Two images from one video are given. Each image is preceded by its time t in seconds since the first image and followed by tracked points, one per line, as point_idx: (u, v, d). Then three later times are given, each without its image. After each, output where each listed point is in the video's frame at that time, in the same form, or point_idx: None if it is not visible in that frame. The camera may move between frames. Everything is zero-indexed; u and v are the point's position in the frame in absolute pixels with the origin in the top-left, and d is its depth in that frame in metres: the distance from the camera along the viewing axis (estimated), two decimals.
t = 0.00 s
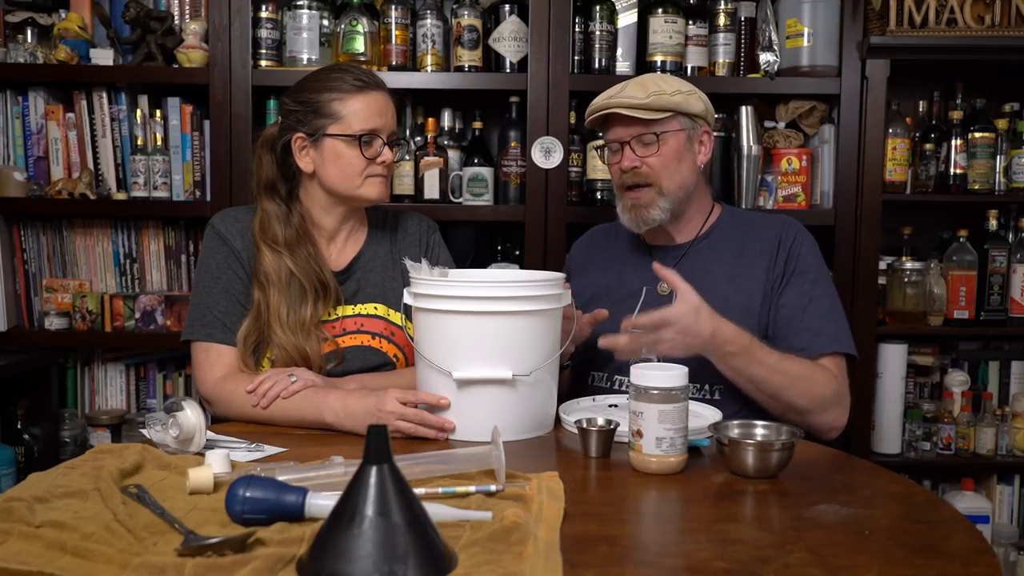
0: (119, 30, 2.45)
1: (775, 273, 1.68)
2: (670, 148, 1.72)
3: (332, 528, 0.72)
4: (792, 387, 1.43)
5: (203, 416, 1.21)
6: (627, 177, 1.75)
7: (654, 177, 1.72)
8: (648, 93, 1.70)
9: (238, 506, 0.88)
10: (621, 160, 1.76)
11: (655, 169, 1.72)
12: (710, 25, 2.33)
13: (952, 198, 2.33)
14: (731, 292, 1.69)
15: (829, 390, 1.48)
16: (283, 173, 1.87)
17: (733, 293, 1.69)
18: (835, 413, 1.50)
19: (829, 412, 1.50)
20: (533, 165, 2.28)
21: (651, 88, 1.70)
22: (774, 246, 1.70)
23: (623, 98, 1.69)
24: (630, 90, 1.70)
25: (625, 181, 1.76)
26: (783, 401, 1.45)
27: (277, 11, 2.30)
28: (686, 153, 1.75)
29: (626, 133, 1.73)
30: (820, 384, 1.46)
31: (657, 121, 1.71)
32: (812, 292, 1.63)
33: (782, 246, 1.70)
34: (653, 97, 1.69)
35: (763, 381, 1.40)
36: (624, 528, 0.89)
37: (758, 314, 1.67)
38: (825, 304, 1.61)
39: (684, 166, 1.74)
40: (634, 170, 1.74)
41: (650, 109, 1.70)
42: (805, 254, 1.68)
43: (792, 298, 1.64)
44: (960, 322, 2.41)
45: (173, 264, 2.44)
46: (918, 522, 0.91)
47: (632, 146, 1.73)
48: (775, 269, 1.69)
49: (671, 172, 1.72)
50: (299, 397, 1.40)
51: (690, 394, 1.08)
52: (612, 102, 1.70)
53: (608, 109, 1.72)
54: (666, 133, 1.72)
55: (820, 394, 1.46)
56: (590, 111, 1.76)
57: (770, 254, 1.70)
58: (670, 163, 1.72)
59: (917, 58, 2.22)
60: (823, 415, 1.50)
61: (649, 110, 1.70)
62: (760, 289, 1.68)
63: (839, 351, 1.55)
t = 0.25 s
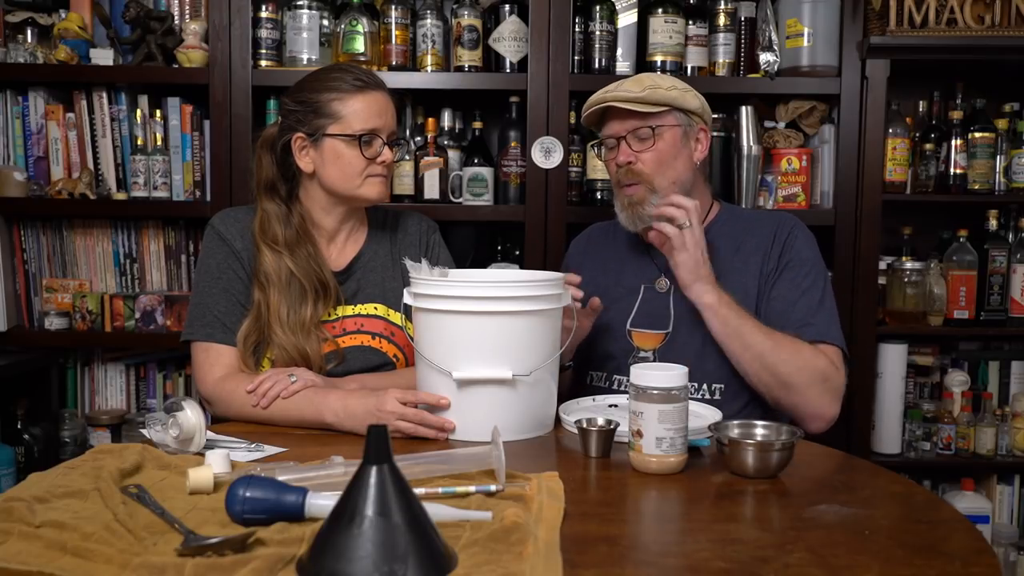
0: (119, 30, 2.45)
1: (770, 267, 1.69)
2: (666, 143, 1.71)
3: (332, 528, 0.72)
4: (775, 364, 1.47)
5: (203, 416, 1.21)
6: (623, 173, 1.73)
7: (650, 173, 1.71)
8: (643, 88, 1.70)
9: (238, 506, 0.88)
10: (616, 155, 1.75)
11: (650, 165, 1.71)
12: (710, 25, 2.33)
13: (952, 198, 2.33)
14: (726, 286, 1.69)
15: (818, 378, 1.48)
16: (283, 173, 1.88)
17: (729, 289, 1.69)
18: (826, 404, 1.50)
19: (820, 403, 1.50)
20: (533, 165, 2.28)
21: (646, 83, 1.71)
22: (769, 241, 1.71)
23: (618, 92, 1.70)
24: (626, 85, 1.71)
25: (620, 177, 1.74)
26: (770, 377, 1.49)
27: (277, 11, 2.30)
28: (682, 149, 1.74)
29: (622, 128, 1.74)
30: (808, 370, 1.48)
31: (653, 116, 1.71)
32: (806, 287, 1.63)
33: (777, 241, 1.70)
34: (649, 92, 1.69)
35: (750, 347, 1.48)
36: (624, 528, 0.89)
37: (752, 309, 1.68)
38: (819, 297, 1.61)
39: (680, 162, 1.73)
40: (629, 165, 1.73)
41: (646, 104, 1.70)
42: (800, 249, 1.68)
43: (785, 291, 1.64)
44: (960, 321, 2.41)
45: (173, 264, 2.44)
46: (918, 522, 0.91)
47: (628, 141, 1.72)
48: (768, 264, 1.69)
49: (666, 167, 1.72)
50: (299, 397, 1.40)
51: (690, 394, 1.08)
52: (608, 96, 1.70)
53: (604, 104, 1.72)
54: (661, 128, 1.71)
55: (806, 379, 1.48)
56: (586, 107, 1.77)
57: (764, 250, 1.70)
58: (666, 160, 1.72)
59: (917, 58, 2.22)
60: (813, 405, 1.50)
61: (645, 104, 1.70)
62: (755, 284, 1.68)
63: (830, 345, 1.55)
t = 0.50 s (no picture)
0: (119, 30, 2.45)
1: (768, 270, 1.68)
2: (670, 148, 1.72)
3: (332, 528, 0.72)
4: (771, 379, 1.44)
5: (203, 416, 1.21)
6: (629, 179, 1.73)
7: (657, 179, 1.71)
8: (645, 92, 1.69)
9: (238, 506, 0.88)
10: (620, 162, 1.75)
11: (656, 170, 1.72)
12: (710, 25, 2.33)
13: (952, 198, 2.32)
14: (725, 289, 1.69)
15: (818, 386, 1.46)
16: (283, 173, 1.87)
17: (727, 292, 1.69)
18: (826, 413, 1.48)
19: (822, 411, 1.48)
20: (533, 165, 2.28)
21: (648, 87, 1.70)
22: (768, 243, 1.70)
23: (622, 98, 1.68)
24: (628, 90, 1.69)
25: (626, 184, 1.74)
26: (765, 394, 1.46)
27: (277, 11, 2.30)
28: (683, 152, 1.75)
29: (626, 134, 1.72)
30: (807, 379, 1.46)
31: (655, 121, 1.70)
32: (804, 290, 1.62)
33: (776, 244, 1.70)
34: (653, 96, 1.68)
35: (742, 370, 1.42)
36: (624, 528, 0.89)
37: (751, 312, 1.68)
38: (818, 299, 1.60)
39: (682, 166, 1.75)
40: (634, 171, 1.73)
41: (650, 108, 1.69)
42: (799, 252, 1.68)
43: (784, 294, 1.64)
44: (960, 321, 2.41)
45: (173, 264, 2.44)
46: (918, 522, 0.91)
47: (632, 147, 1.73)
48: (768, 267, 1.69)
49: (672, 172, 1.72)
50: (299, 397, 1.40)
51: (690, 394, 1.08)
52: (612, 102, 1.69)
53: (608, 111, 1.70)
54: (664, 132, 1.71)
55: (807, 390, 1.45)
56: (587, 114, 1.74)
57: (763, 252, 1.70)
58: (670, 164, 1.72)
59: (917, 58, 2.22)
60: (815, 414, 1.48)
61: (648, 109, 1.69)
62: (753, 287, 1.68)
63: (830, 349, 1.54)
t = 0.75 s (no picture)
0: (119, 30, 2.45)
1: (767, 269, 1.69)
2: (687, 140, 1.74)
3: (332, 528, 0.72)
4: (783, 369, 1.44)
5: (203, 416, 1.21)
6: (642, 162, 1.73)
7: (671, 165, 1.73)
8: (675, 80, 1.70)
9: (238, 506, 0.88)
10: (636, 143, 1.74)
11: (672, 157, 1.73)
12: (710, 25, 2.33)
13: (952, 198, 2.32)
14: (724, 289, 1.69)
15: (826, 381, 1.46)
16: (283, 173, 1.87)
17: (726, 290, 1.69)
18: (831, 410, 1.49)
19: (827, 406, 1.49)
20: (533, 165, 2.28)
21: (676, 76, 1.71)
22: (765, 241, 1.71)
23: (653, 80, 1.68)
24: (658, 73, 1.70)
25: (638, 165, 1.74)
26: (780, 384, 1.46)
27: (277, 11, 2.30)
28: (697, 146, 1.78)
29: (647, 117, 1.72)
30: (815, 371, 1.46)
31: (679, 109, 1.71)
32: (804, 285, 1.63)
33: (773, 241, 1.70)
34: (683, 84, 1.70)
35: (757, 357, 1.44)
36: (624, 528, 0.89)
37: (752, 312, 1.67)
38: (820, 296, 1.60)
39: (693, 160, 1.77)
40: (650, 155, 1.73)
41: (677, 95, 1.70)
42: (795, 248, 1.69)
43: (785, 292, 1.64)
44: (960, 321, 2.41)
45: (173, 264, 2.44)
46: (918, 522, 0.91)
47: (652, 131, 1.72)
48: (766, 266, 1.69)
49: (685, 163, 1.74)
50: (299, 397, 1.40)
51: (690, 394, 1.08)
52: (642, 83, 1.68)
53: (635, 89, 1.70)
54: (685, 122, 1.73)
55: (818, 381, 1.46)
56: (609, 91, 1.73)
57: (760, 250, 1.70)
58: (684, 155, 1.74)
59: (917, 58, 2.22)
60: (822, 407, 1.49)
61: (675, 95, 1.70)
62: (752, 285, 1.68)
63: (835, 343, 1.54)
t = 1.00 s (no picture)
0: (119, 30, 2.45)
1: (765, 275, 1.68)
2: (684, 137, 1.76)
3: (332, 528, 0.72)
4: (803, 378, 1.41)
5: (203, 416, 1.21)
6: (635, 151, 1.77)
7: (663, 159, 1.74)
8: (682, 77, 1.74)
9: (238, 506, 0.88)
10: (633, 134, 1.78)
11: (666, 152, 1.75)
12: (710, 25, 2.33)
13: (952, 198, 2.32)
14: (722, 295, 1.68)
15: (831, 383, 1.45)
16: (283, 174, 1.87)
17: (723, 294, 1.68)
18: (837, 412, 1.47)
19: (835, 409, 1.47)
20: (533, 165, 2.28)
21: (684, 75, 1.75)
22: (764, 247, 1.70)
23: (658, 73, 1.72)
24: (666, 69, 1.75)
25: (631, 155, 1.77)
26: (795, 396, 1.44)
27: (277, 11, 2.30)
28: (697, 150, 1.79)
29: (648, 109, 1.76)
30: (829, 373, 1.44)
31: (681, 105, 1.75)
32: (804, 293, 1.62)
33: (772, 247, 1.70)
34: (688, 81, 1.74)
35: (776, 371, 1.39)
36: (624, 528, 0.89)
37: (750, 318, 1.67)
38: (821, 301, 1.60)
39: (691, 162, 1.77)
40: (645, 146, 1.77)
41: (681, 91, 1.74)
42: (795, 255, 1.68)
43: (784, 298, 1.63)
44: (960, 321, 2.41)
45: (173, 264, 2.44)
46: (918, 522, 0.91)
47: (650, 122, 1.76)
48: (764, 272, 1.68)
49: (679, 162, 1.75)
50: (299, 397, 1.40)
51: (690, 394, 1.08)
52: (647, 74, 1.72)
53: (639, 80, 1.74)
54: (685, 120, 1.76)
55: (831, 388, 1.45)
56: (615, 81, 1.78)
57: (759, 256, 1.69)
58: (680, 152, 1.75)
59: (917, 58, 2.22)
60: (829, 412, 1.47)
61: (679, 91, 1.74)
62: (750, 291, 1.67)
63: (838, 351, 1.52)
